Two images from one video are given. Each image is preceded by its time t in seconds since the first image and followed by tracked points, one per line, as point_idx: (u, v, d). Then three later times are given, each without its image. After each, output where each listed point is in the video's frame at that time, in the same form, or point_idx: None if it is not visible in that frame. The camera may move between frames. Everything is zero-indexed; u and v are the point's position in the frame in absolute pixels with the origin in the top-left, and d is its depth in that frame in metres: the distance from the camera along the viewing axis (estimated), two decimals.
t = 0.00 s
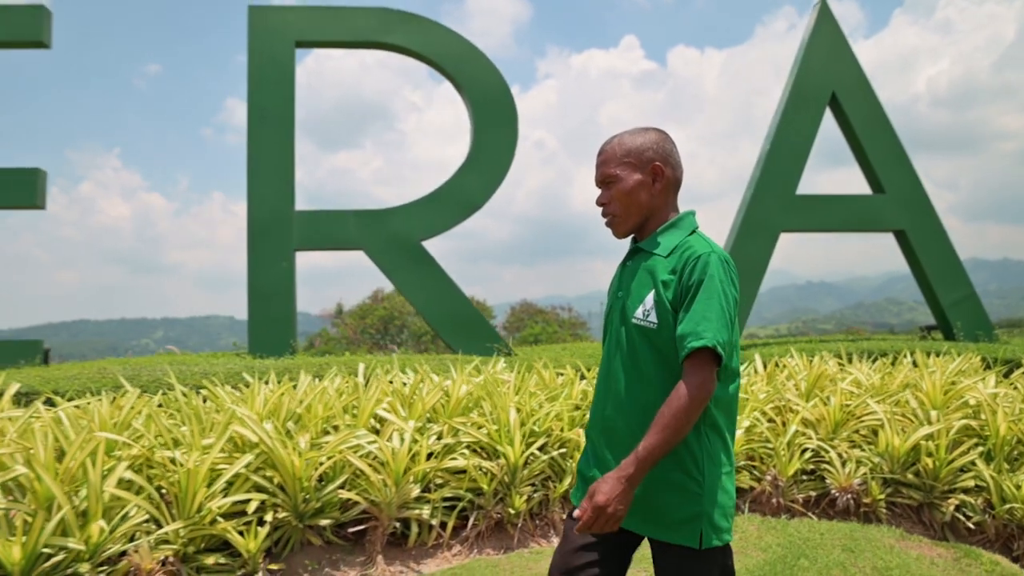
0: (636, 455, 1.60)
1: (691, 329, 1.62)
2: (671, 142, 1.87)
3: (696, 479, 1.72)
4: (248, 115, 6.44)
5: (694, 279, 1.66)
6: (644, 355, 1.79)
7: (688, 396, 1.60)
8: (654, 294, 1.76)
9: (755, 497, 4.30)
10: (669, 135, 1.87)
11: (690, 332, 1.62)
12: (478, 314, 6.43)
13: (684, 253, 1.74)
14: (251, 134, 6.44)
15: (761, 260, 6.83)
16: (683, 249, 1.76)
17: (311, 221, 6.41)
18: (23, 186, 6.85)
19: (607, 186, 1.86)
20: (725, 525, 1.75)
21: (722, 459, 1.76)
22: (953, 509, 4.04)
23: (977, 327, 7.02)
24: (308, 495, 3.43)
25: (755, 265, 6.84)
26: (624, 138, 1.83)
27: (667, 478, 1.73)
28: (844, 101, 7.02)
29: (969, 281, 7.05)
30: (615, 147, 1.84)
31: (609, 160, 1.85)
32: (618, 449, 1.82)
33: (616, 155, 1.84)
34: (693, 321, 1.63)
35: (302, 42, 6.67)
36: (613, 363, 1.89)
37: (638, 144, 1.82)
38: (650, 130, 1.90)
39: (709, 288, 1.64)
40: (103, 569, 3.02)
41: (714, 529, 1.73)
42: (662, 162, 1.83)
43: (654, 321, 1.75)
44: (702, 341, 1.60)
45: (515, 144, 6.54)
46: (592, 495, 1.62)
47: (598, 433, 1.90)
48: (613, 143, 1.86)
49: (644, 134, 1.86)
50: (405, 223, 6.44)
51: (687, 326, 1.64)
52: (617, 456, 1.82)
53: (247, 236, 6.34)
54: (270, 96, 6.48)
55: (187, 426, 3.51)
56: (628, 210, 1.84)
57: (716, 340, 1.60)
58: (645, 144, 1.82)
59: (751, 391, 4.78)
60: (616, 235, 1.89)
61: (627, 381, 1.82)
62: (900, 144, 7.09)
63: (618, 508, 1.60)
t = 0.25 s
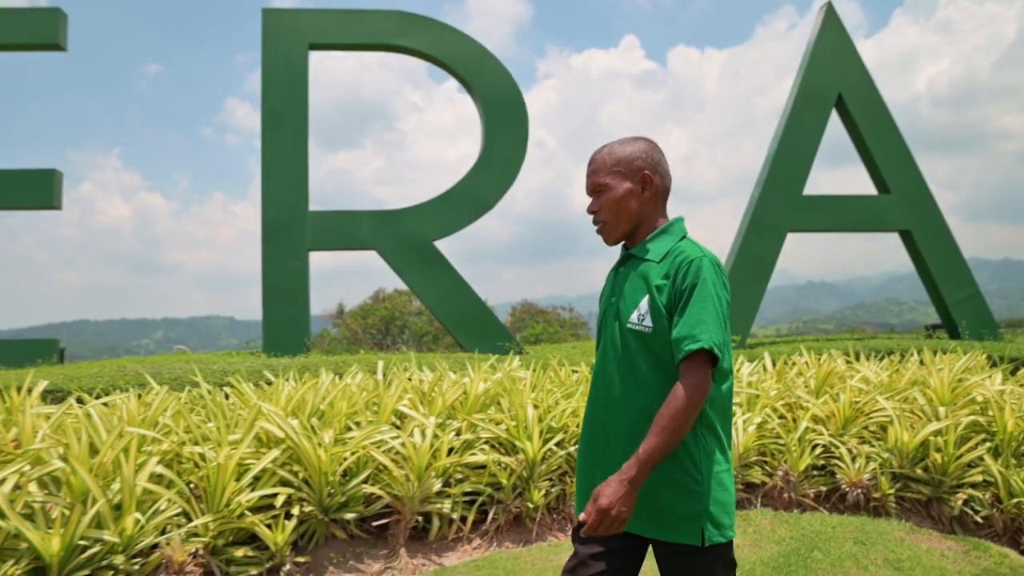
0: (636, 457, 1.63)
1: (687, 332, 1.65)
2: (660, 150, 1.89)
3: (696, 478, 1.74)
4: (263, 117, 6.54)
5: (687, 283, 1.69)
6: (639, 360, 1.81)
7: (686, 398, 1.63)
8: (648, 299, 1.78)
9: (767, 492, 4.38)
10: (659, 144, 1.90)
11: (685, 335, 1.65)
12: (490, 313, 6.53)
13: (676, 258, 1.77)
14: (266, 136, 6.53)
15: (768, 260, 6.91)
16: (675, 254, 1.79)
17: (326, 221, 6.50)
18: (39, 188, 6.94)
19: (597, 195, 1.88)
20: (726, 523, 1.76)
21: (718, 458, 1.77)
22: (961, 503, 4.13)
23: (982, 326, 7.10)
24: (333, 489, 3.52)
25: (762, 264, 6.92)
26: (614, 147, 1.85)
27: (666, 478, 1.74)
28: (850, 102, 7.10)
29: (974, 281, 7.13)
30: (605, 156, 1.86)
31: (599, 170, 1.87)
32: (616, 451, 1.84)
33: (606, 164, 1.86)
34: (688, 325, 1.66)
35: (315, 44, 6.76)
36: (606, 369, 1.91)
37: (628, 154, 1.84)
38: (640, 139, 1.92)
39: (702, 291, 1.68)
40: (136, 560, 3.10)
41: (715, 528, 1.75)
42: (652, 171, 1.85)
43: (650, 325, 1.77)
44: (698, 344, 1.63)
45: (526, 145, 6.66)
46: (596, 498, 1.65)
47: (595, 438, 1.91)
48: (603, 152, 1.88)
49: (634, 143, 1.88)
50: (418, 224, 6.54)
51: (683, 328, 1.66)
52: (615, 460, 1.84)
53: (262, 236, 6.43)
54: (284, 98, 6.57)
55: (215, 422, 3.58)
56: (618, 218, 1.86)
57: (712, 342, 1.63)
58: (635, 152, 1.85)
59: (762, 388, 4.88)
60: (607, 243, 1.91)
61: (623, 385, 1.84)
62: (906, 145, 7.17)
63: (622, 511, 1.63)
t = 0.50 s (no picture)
0: (653, 471, 1.73)
1: (677, 333, 1.76)
2: (645, 160, 1.99)
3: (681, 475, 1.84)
4: (277, 118, 6.62)
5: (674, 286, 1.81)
6: (623, 361, 1.90)
7: (683, 401, 1.74)
8: (634, 301, 1.89)
9: (778, 487, 4.46)
10: (644, 154, 2.00)
11: (676, 336, 1.76)
12: (500, 313, 6.63)
13: (661, 262, 1.89)
14: (279, 137, 6.61)
15: (775, 260, 7.00)
16: (659, 258, 1.90)
17: (339, 221, 6.59)
18: (55, 188, 7.03)
19: (584, 202, 1.98)
20: (711, 519, 1.87)
21: (701, 457, 1.87)
22: (969, 498, 4.23)
23: (986, 324, 7.20)
24: (357, 484, 3.60)
25: (769, 264, 7.01)
26: (600, 156, 1.96)
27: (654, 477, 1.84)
28: (856, 103, 7.19)
29: (978, 280, 7.22)
30: (591, 164, 1.97)
31: (586, 177, 1.97)
32: (597, 451, 1.92)
33: (592, 172, 1.97)
34: (678, 327, 1.77)
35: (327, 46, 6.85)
36: (586, 371, 2.00)
37: (613, 162, 1.95)
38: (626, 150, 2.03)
39: (688, 295, 1.79)
40: (168, 552, 3.19)
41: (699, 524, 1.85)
42: (636, 179, 1.96)
43: (635, 327, 1.88)
44: (690, 345, 1.75)
45: (536, 146, 6.75)
46: (628, 519, 1.73)
47: (576, 437, 2.00)
48: (589, 161, 1.99)
49: (620, 153, 1.99)
50: (429, 224, 6.64)
51: (672, 329, 1.78)
52: (597, 460, 1.92)
53: (275, 236, 6.52)
54: (297, 100, 6.65)
55: (241, 416, 3.66)
56: (604, 224, 1.96)
57: (702, 344, 1.75)
58: (620, 161, 1.95)
59: (772, 385, 4.97)
60: (593, 248, 2.01)
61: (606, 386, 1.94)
62: (910, 145, 7.26)
63: (655, 528, 1.72)
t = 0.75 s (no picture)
0: (676, 466, 1.80)
1: (669, 327, 1.82)
2: (633, 162, 2.06)
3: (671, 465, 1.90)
4: (291, 120, 6.72)
5: (660, 281, 1.86)
6: (608, 354, 1.96)
7: (683, 395, 1.81)
8: (619, 296, 1.95)
9: (789, 482, 4.55)
10: (632, 156, 2.07)
11: (668, 330, 1.82)
12: (511, 311, 6.72)
13: (645, 259, 1.94)
14: (293, 139, 6.71)
15: (782, 260, 7.09)
16: (644, 255, 1.96)
17: (352, 222, 6.69)
18: (72, 189, 7.12)
19: (572, 200, 2.06)
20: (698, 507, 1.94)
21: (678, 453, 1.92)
22: (977, 492, 4.34)
23: (990, 323, 7.29)
24: (380, 478, 3.67)
25: (776, 264, 7.10)
26: (590, 156, 2.03)
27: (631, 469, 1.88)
28: (862, 105, 7.28)
29: (983, 279, 7.32)
30: (581, 164, 2.04)
31: (575, 177, 2.05)
32: (582, 443, 1.98)
33: (582, 172, 2.04)
34: (667, 320, 1.82)
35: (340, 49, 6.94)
36: (569, 364, 2.06)
37: (602, 163, 2.02)
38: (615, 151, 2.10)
39: (674, 289, 1.85)
40: (199, 545, 3.27)
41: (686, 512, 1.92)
42: (623, 180, 2.03)
43: (621, 321, 1.93)
44: (682, 338, 1.80)
45: (546, 147, 6.83)
46: (670, 517, 1.81)
47: (559, 430, 2.04)
48: (579, 161, 2.06)
49: (609, 155, 2.06)
50: (441, 224, 6.73)
51: (662, 323, 1.83)
52: (581, 451, 1.97)
53: (290, 237, 6.60)
54: (311, 102, 6.76)
55: (266, 412, 3.75)
56: (590, 222, 2.03)
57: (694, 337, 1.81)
58: (608, 162, 2.02)
59: (782, 381, 5.06)
60: (579, 245, 2.08)
61: (590, 380, 1.99)
62: (916, 146, 7.35)
63: (694, 518, 1.80)
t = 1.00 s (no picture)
0: (682, 450, 1.85)
1: (673, 318, 1.86)
2: (626, 157, 2.06)
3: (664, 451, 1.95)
4: (306, 122, 6.82)
5: (659, 273, 1.90)
6: (602, 343, 1.99)
7: (688, 382, 1.86)
8: (616, 286, 1.98)
9: (800, 477, 4.64)
10: (626, 150, 2.07)
11: (671, 320, 1.86)
12: (522, 311, 6.80)
13: (642, 251, 1.98)
14: (308, 141, 6.81)
15: (789, 260, 7.17)
16: (640, 248, 1.99)
17: (365, 223, 6.77)
18: (89, 191, 7.23)
19: (568, 196, 2.06)
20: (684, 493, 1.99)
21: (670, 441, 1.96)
22: (984, 487, 4.43)
23: (995, 322, 7.39)
24: (402, 473, 3.76)
25: (782, 264, 7.19)
26: (584, 153, 2.03)
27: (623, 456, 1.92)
28: (868, 106, 7.37)
29: (988, 279, 7.40)
30: (576, 161, 2.04)
31: (570, 173, 2.04)
32: (574, 432, 2.00)
33: (577, 168, 2.03)
34: (669, 310, 1.86)
35: (352, 51, 7.04)
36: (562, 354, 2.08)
37: (597, 159, 2.02)
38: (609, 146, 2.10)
39: (673, 280, 1.88)
40: (229, 538, 3.35)
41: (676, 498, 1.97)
42: (618, 175, 2.03)
43: (616, 311, 1.97)
44: (686, 328, 1.84)
45: (556, 148, 6.92)
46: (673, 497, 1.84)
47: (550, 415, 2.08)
48: (574, 157, 2.06)
49: (603, 150, 2.06)
50: (453, 225, 6.82)
51: (665, 313, 1.87)
52: (572, 437, 2.01)
53: (304, 238, 6.70)
54: (325, 104, 6.85)
55: (290, 409, 3.84)
56: (587, 218, 2.04)
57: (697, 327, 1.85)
58: (603, 158, 2.02)
59: (792, 378, 5.16)
60: (575, 240, 2.08)
61: (581, 368, 2.02)
62: (921, 147, 7.44)
63: (701, 503, 1.84)
